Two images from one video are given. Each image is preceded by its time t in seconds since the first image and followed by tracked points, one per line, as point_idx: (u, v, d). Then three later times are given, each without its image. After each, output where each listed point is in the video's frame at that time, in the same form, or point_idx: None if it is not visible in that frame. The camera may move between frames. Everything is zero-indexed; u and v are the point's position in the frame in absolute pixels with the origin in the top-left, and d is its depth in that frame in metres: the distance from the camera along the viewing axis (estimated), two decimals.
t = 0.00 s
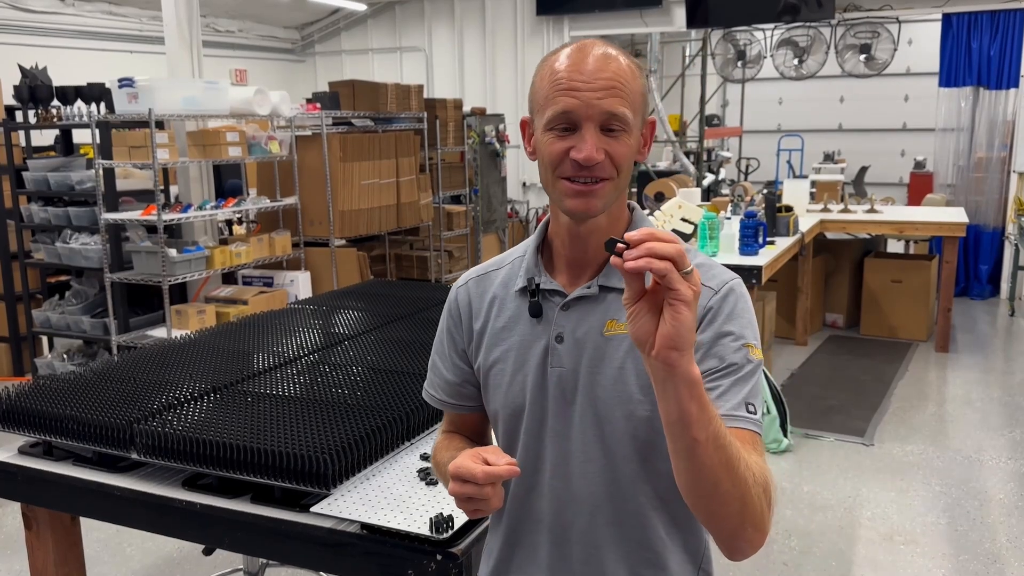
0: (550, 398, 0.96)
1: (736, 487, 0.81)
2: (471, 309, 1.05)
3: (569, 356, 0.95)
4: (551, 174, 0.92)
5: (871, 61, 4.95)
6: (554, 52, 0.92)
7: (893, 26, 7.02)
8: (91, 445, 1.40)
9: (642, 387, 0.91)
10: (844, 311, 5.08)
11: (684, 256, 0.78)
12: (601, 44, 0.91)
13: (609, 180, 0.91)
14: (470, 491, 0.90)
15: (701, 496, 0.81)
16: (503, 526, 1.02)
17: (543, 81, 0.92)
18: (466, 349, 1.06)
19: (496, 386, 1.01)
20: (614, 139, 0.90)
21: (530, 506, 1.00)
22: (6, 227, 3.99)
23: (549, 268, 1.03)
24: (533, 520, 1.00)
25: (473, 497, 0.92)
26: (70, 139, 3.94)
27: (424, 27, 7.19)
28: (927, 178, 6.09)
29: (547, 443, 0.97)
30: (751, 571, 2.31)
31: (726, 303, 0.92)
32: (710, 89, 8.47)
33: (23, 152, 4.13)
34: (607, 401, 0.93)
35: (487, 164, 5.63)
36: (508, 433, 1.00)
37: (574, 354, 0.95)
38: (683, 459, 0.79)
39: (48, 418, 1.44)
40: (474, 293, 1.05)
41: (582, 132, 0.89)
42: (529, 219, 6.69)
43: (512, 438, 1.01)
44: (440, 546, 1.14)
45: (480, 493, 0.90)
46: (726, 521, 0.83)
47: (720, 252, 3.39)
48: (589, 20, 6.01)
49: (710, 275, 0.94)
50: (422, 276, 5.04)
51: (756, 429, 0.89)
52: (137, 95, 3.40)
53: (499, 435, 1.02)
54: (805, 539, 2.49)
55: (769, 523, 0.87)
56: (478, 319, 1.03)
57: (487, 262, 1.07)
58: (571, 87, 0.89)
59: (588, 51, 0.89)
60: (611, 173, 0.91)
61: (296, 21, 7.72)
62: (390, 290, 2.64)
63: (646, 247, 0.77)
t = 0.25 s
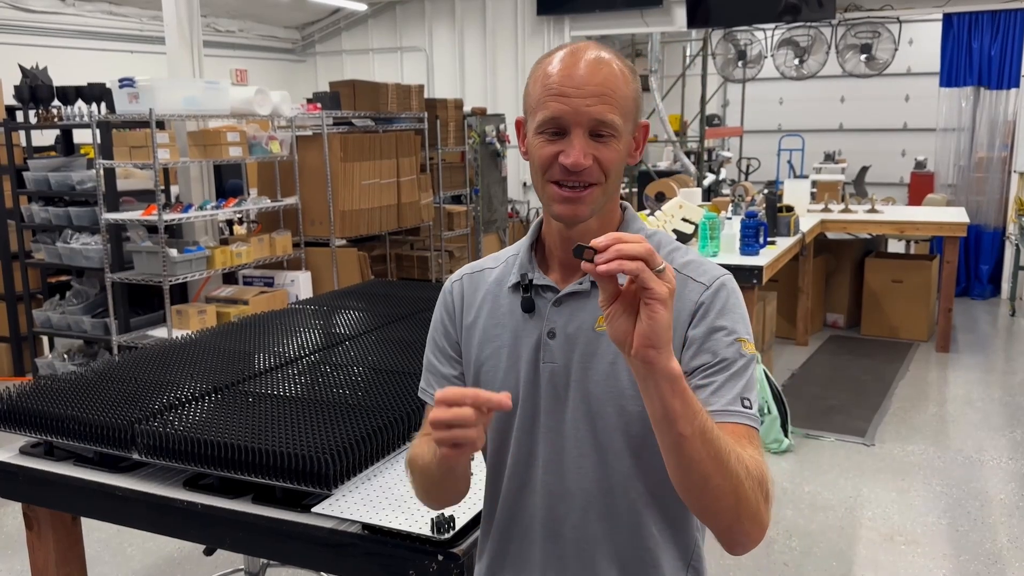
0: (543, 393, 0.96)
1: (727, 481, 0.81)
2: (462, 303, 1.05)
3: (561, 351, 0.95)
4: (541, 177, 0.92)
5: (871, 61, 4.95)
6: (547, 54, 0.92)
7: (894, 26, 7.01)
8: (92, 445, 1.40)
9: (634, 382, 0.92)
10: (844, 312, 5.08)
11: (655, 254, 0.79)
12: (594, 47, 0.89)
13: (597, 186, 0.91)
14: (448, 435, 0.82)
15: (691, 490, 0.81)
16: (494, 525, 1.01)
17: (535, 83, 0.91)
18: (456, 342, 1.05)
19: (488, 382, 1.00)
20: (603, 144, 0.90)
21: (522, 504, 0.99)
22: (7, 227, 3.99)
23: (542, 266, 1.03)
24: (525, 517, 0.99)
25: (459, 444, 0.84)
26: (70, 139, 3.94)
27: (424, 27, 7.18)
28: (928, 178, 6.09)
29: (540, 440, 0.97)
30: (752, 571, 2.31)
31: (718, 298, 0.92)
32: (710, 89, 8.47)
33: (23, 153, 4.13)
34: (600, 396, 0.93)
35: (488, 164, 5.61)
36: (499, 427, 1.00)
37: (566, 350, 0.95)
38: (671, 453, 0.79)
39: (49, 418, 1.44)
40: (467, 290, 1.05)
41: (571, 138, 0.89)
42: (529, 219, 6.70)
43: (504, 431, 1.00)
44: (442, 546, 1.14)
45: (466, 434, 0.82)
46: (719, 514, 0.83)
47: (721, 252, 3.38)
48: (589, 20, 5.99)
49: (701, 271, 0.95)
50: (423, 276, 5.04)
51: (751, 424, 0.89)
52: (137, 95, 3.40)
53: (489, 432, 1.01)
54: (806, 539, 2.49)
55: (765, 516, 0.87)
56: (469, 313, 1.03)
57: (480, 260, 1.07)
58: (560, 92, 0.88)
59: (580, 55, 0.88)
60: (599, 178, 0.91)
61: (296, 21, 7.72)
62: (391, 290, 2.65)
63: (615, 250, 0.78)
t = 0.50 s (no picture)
0: (529, 390, 0.96)
1: (701, 463, 0.82)
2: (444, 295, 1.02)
3: (547, 348, 0.95)
4: (522, 177, 0.92)
5: (871, 61, 4.94)
6: (539, 54, 0.91)
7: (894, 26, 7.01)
8: (93, 445, 1.40)
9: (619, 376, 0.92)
10: (845, 312, 5.07)
11: (609, 245, 0.78)
12: (586, 53, 0.89)
13: (577, 191, 0.92)
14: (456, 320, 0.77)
15: (666, 473, 0.82)
16: (476, 521, 0.99)
17: (525, 83, 0.90)
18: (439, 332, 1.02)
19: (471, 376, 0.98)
20: (586, 151, 0.89)
21: (509, 503, 0.98)
22: (8, 227, 3.99)
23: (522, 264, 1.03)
24: (509, 511, 0.98)
25: (471, 332, 0.78)
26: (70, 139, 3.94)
27: (425, 27, 7.18)
28: (929, 178, 6.09)
29: (526, 437, 0.96)
30: (752, 571, 2.31)
31: (694, 292, 0.93)
32: (711, 89, 8.47)
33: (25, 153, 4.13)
34: (586, 389, 0.93)
35: (488, 165, 5.73)
36: (484, 426, 0.97)
37: (552, 347, 0.95)
38: (646, 438, 0.80)
39: (49, 418, 1.44)
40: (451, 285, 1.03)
41: (555, 142, 0.89)
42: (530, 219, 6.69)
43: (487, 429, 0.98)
44: (442, 546, 1.14)
45: (477, 315, 0.77)
46: (694, 496, 0.84)
47: (721, 252, 3.36)
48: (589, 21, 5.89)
49: (677, 266, 0.95)
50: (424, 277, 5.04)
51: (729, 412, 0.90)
52: (137, 95, 3.41)
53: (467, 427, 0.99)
54: (807, 539, 2.49)
55: (739, 495, 0.88)
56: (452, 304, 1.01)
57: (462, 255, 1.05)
58: (548, 96, 0.88)
59: (571, 60, 0.87)
60: (579, 184, 0.91)
61: (296, 21, 7.72)
62: (391, 290, 2.65)
63: (571, 247, 0.77)
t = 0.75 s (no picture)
0: (529, 394, 0.95)
1: (708, 459, 0.83)
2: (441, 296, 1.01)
3: (549, 350, 0.95)
4: (524, 183, 0.92)
5: (871, 61, 4.94)
6: (537, 59, 0.90)
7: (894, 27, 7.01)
8: (93, 445, 1.40)
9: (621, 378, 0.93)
10: (845, 312, 5.07)
11: (601, 249, 0.80)
12: (584, 56, 0.88)
13: (580, 196, 0.92)
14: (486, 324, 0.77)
15: (677, 472, 0.82)
16: (474, 526, 0.98)
17: (523, 89, 0.90)
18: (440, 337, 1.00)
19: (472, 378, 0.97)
20: (588, 156, 0.89)
21: (506, 508, 0.97)
22: (8, 228, 3.99)
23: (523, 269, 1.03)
24: (507, 516, 0.97)
25: (501, 336, 0.78)
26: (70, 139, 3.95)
27: (425, 28, 7.18)
28: (929, 178, 6.10)
29: (526, 440, 0.95)
30: (752, 571, 2.31)
31: (695, 292, 0.93)
32: (711, 89, 8.47)
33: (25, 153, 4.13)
34: (587, 391, 0.94)
35: (488, 166, 5.74)
36: (482, 431, 0.96)
37: (554, 350, 0.95)
38: (653, 436, 0.81)
39: (49, 418, 1.44)
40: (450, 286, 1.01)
41: (557, 148, 0.89)
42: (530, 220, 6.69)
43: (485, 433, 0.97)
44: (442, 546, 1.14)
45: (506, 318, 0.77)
46: (705, 493, 0.85)
47: (722, 253, 3.37)
48: (589, 21, 5.94)
49: (676, 268, 0.95)
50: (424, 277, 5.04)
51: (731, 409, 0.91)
52: (137, 95, 3.40)
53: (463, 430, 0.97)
54: (807, 540, 2.49)
55: (748, 491, 0.89)
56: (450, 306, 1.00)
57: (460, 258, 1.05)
58: (549, 102, 0.87)
59: (570, 65, 0.87)
60: (582, 188, 0.91)
61: (296, 22, 7.73)
62: (390, 290, 2.65)
63: (567, 254, 0.78)
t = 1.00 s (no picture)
0: (555, 401, 0.96)
1: (719, 478, 0.82)
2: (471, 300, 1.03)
3: (575, 356, 0.95)
4: (548, 184, 0.93)
5: (871, 63, 4.95)
6: (556, 59, 0.91)
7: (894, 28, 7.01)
8: (95, 446, 1.41)
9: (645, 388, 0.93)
10: (845, 313, 5.08)
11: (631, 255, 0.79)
12: (604, 53, 0.89)
13: (605, 193, 0.92)
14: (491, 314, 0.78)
15: (685, 490, 0.82)
16: (498, 532, 0.99)
17: (544, 87, 0.91)
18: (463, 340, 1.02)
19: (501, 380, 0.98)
20: (611, 152, 0.90)
21: (530, 513, 0.98)
22: (8, 229, 3.99)
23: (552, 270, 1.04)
24: (530, 523, 0.98)
25: (508, 327, 0.79)
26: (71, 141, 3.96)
27: (425, 29, 7.18)
28: (929, 179, 6.12)
29: (550, 447, 0.96)
30: (752, 572, 2.32)
31: (727, 302, 0.93)
32: (710, 90, 8.48)
33: (24, 155, 4.14)
34: (612, 399, 0.94)
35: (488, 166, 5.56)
36: (508, 434, 0.98)
37: (580, 355, 0.95)
38: (661, 454, 0.81)
39: (50, 420, 1.44)
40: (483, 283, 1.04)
41: (578, 146, 0.89)
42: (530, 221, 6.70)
43: (511, 437, 0.98)
44: (444, 547, 1.14)
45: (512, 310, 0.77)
46: (714, 515, 0.84)
47: (722, 254, 3.39)
48: (590, 23, 5.97)
49: (710, 278, 0.95)
50: (423, 278, 5.03)
51: (756, 426, 0.90)
52: (138, 97, 3.41)
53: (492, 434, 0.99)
54: (806, 540, 2.50)
55: (761, 514, 0.88)
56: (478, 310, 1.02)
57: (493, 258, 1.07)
58: (568, 100, 0.88)
59: (589, 61, 0.88)
60: (607, 186, 0.91)
61: (296, 24, 7.75)
62: (390, 291, 2.65)
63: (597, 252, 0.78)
